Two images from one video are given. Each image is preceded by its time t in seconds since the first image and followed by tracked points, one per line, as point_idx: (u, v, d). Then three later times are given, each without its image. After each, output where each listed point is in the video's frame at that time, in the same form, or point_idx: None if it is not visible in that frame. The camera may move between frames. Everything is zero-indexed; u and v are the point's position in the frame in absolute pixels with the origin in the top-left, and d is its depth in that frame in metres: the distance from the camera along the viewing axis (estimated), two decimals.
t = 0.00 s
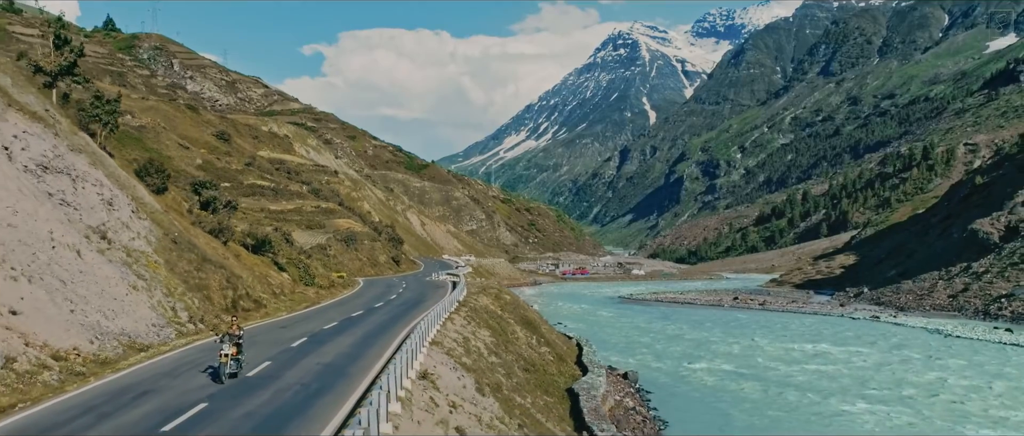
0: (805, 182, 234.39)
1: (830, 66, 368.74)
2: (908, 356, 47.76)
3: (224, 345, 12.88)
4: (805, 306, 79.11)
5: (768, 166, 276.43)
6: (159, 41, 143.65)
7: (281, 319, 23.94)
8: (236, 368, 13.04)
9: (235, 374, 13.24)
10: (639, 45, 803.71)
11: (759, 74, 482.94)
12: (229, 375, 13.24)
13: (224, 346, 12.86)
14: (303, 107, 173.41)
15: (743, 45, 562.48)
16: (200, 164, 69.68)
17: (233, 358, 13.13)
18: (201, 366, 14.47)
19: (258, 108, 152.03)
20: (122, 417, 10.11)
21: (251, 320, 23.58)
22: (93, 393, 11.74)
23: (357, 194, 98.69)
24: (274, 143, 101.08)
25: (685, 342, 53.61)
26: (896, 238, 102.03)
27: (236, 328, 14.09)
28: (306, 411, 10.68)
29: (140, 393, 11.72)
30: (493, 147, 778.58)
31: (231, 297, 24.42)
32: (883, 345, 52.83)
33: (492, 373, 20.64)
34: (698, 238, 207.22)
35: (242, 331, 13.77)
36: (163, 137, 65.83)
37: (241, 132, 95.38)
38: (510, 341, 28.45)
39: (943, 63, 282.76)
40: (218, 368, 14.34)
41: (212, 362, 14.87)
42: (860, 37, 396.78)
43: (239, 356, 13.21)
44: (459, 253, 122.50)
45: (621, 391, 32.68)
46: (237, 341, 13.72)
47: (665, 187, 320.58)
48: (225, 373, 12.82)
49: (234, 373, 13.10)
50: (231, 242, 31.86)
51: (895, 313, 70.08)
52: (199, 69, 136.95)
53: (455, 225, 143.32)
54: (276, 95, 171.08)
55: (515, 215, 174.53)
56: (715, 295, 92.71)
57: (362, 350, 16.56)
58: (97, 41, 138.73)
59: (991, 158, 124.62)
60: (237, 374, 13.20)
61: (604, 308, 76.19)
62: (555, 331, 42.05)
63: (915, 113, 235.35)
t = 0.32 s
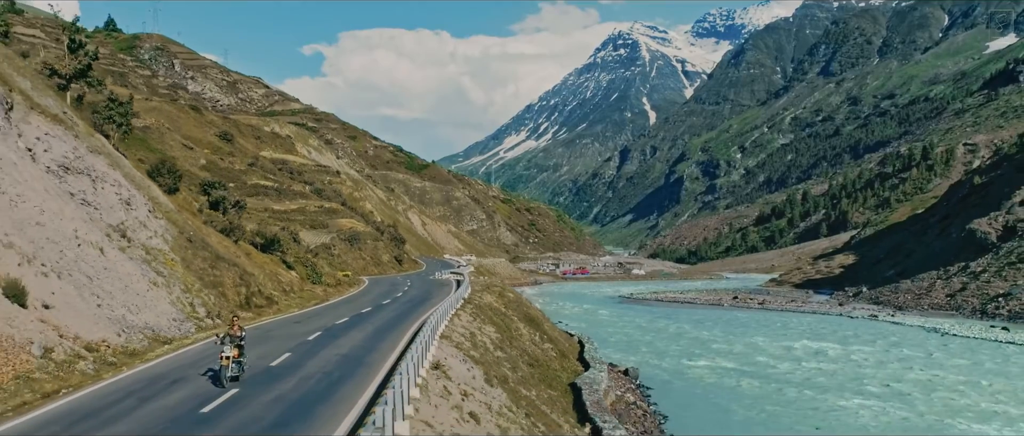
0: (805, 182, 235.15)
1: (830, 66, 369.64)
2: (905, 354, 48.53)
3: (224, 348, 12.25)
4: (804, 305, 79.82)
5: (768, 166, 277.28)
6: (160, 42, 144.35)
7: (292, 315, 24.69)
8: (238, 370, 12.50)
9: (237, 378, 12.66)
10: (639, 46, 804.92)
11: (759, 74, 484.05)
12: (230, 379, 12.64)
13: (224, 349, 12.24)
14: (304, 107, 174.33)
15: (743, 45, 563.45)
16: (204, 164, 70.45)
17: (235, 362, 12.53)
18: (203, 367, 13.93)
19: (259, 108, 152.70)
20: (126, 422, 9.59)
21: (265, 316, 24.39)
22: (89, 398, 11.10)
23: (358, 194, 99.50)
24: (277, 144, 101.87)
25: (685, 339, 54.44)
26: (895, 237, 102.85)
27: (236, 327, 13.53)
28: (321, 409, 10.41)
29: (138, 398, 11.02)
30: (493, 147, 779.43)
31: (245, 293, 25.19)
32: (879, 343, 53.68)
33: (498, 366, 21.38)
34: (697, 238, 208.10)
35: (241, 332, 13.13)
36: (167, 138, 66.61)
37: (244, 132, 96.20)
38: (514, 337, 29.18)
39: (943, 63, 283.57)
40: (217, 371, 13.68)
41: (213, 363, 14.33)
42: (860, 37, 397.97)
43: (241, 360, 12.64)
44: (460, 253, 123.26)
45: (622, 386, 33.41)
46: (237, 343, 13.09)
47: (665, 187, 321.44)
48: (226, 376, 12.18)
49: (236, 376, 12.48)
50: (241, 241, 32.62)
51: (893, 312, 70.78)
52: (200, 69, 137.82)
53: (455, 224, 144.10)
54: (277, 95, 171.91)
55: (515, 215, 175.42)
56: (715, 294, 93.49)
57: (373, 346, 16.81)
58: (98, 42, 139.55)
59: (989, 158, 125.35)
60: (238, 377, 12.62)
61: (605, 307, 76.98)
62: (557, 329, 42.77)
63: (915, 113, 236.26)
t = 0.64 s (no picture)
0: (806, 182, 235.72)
1: (830, 66, 370.53)
2: (903, 352, 49.35)
3: (231, 350, 11.93)
4: (803, 305, 80.61)
5: (768, 166, 278.11)
6: (161, 42, 145.15)
7: (306, 311, 25.54)
8: (246, 373, 12.22)
9: (244, 381, 12.37)
10: (640, 46, 805.86)
11: (759, 74, 484.92)
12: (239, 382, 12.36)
13: (232, 351, 11.93)
14: (305, 107, 175.16)
15: (743, 45, 564.29)
16: (208, 164, 71.20)
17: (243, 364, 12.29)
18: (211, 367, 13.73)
19: (260, 109, 153.39)
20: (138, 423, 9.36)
21: (280, 311, 25.26)
22: (98, 401, 10.78)
23: (361, 194, 100.27)
24: (280, 144, 102.64)
25: (686, 338, 55.23)
26: (894, 237, 103.69)
27: (243, 326, 13.29)
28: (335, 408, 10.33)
29: (147, 401, 10.72)
30: (493, 147, 780.89)
31: (260, 290, 26.08)
32: (877, 341, 54.47)
33: (506, 360, 22.29)
34: (698, 238, 208.97)
35: (248, 333, 12.85)
36: (172, 138, 67.33)
37: (247, 133, 97.04)
38: (520, 333, 30.01)
39: (943, 63, 284.38)
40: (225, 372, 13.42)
41: (223, 363, 14.13)
42: (860, 37, 398.76)
43: (249, 361, 12.38)
44: (461, 253, 124.04)
45: (624, 382, 34.21)
46: (244, 345, 12.81)
47: (665, 187, 322.35)
48: (234, 380, 11.85)
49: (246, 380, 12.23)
50: (252, 239, 33.45)
51: (891, 311, 71.52)
52: (201, 69, 138.59)
53: (456, 224, 144.94)
54: (278, 95, 172.75)
55: (515, 215, 176.30)
56: (714, 294, 94.47)
57: (385, 340, 17.32)
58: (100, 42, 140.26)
59: (989, 159, 126.13)
60: (246, 380, 12.33)
61: (606, 306, 77.75)
62: (561, 327, 43.53)
63: (915, 113, 236.95)
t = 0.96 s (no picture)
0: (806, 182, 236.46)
1: (830, 66, 371.35)
2: (900, 349, 50.19)
3: (243, 352, 11.02)
4: (803, 304, 81.31)
5: (768, 166, 278.97)
6: (163, 42, 145.95)
7: (320, 306, 26.43)
8: (259, 377, 11.30)
9: (256, 385, 11.44)
10: (640, 46, 807.12)
11: (759, 74, 485.96)
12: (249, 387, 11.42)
13: (244, 354, 11.02)
14: (307, 107, 176.05)
15: (743, 45, 565.22)
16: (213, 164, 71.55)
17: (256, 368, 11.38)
18: (228, 363, 13.66)
19: (261, 109, 154.51)
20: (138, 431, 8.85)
21: (296, 308, 26.23)
22: (99, 410, 9.85)
23: (363, 194, 101.17)
24: (282, 144, 103.37)
25: (687, 336, 56.04)
26: (893, 237, 104.50)
27: (255, 327, 12.66)
28: (348, 405, 10.19)
29: (159, 403, 10.30)
30: (493, 147, 783.12)
31: (276, 287, 27.05)
32: (876, 339, 55.24)
33: (514, 354, 23.18)
34: (698, 237, 210.04)
35: (260, 335, 12.21)
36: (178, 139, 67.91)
37: (251, 133, 97.78)
38: (526, 329, 30.90)
39: (944, 63, 285.20)
40: (236, 375, 12.73)
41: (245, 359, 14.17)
42: (860, 37, 399.93)
43: (262, 364, 11.48)
44: (463, 253, 124.93)
45: (627, 378, 35.04)
46: (257, 346, 12.19)
47: (666, 187, 323.17)
48: (246, 384, 10.88)
49: (257, 386, 11.30)
50: (264, 238, 34.32)
51: (890, 310, 72.37)
52: (202, 70, 139.32)
53: (457, 224, 145.80)
54: (279, 95, 173.60)
55: (516, 215, 177.27)
56: (715, 294, 95.28)
57: (402, 334, 18.29)
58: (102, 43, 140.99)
59: (988, 159, 126.95)
60: (259, 384, 11.40)
61: (607, 305, 78.59)
62: (564, 325, 44.36)
63: (915, 113, 237.57)
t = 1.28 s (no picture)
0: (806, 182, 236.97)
1: (830, 66, 372.27)
2: (898, 347, 50.98)
3: (251, 356, 10.67)
4: (803, 303, 81.95)
5: (768, 166, 279.74)
6: (164, 42, 146.62)
7: (333, 304, 27.31)
8: (268, 381, 10.97)
9: (266, 390, 11.06)
10: (640, 46, 808.24)
11: (759, 74, 486.89)
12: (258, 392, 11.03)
13: (252, 357, 10.72)
14: (308, 107, 176.79)
15: (743, 45, 565.98)
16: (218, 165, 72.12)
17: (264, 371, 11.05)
18: (242, 357, 13.90)
19: (262, 109, 155.29)
20: (175, 417, 9.38)
21: (309, 304, 27.11)
22: (104, 416, 9.41)
23: (365, 194, 101.95)
24: (285, 144, 104.12)
25: (688, 334, 56.83)
26: (892, 238, 105.33)
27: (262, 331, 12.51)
28: (372, 393, 10.79)
29: (197, 385, 11.20)
30: (493, 147, 784.31)
31: (289, 284, 27.93)
32: (874, 337, 56.02)
33: (522, 349, 24.18)
34: (698, 237, 210.88)
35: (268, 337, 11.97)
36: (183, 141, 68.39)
37: (253, 134, 98.42)
38: (530, 326, 31.68)
39: (944, 63, 286.03)
40: (242, 379, 12.08)
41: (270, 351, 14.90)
42: (860, 37, 400.89)
43: (271, 368, 11.14)
44: (464, 252, 125.75)
45: (628, 374, 35.79)
46: (265, 349, 11.91)
47: (666, 187, 323.90)
48: (255, 389, 10.55)
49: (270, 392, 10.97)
50: (274, 237, 35.16)
51: (888, 309, 73.18)
52: (204, 70, 139.82)
53: (458, 224, 146.63)
54: (280, 96, 174.31)
55: (517, 214, 178.07)
56: (716, 293, 96.04)
57: (416, 328, 19.14)
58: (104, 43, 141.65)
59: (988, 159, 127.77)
60: (267, 390, 11.00)
61: (608, 305, 79.23)
62: (567, 323, 45.09)
63: (915, 113, 238.26)
